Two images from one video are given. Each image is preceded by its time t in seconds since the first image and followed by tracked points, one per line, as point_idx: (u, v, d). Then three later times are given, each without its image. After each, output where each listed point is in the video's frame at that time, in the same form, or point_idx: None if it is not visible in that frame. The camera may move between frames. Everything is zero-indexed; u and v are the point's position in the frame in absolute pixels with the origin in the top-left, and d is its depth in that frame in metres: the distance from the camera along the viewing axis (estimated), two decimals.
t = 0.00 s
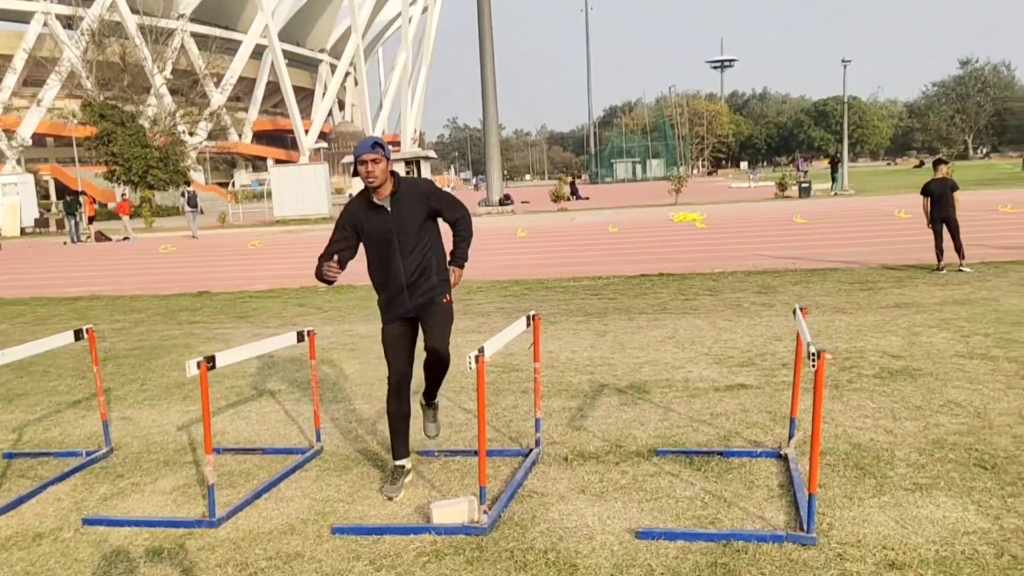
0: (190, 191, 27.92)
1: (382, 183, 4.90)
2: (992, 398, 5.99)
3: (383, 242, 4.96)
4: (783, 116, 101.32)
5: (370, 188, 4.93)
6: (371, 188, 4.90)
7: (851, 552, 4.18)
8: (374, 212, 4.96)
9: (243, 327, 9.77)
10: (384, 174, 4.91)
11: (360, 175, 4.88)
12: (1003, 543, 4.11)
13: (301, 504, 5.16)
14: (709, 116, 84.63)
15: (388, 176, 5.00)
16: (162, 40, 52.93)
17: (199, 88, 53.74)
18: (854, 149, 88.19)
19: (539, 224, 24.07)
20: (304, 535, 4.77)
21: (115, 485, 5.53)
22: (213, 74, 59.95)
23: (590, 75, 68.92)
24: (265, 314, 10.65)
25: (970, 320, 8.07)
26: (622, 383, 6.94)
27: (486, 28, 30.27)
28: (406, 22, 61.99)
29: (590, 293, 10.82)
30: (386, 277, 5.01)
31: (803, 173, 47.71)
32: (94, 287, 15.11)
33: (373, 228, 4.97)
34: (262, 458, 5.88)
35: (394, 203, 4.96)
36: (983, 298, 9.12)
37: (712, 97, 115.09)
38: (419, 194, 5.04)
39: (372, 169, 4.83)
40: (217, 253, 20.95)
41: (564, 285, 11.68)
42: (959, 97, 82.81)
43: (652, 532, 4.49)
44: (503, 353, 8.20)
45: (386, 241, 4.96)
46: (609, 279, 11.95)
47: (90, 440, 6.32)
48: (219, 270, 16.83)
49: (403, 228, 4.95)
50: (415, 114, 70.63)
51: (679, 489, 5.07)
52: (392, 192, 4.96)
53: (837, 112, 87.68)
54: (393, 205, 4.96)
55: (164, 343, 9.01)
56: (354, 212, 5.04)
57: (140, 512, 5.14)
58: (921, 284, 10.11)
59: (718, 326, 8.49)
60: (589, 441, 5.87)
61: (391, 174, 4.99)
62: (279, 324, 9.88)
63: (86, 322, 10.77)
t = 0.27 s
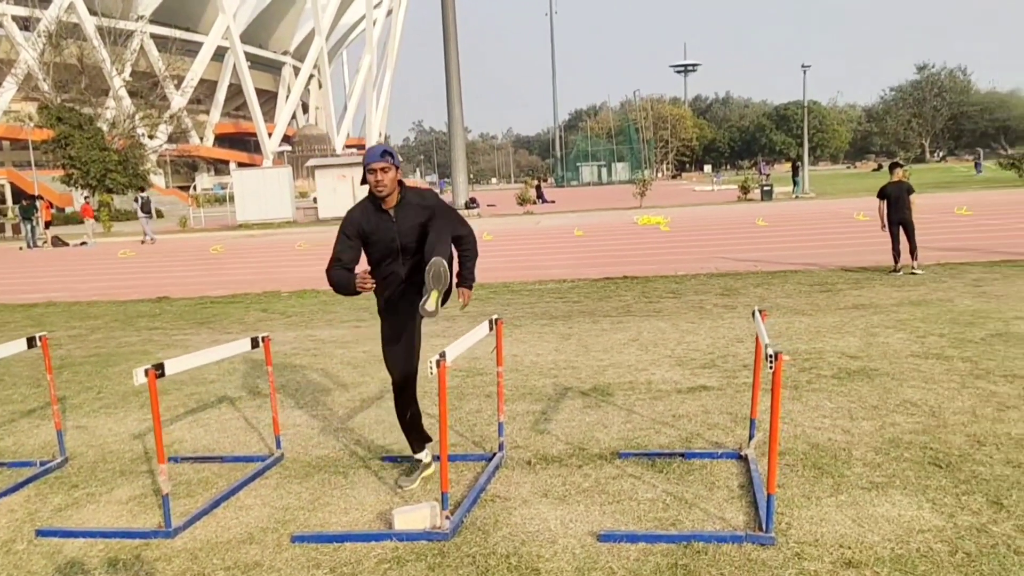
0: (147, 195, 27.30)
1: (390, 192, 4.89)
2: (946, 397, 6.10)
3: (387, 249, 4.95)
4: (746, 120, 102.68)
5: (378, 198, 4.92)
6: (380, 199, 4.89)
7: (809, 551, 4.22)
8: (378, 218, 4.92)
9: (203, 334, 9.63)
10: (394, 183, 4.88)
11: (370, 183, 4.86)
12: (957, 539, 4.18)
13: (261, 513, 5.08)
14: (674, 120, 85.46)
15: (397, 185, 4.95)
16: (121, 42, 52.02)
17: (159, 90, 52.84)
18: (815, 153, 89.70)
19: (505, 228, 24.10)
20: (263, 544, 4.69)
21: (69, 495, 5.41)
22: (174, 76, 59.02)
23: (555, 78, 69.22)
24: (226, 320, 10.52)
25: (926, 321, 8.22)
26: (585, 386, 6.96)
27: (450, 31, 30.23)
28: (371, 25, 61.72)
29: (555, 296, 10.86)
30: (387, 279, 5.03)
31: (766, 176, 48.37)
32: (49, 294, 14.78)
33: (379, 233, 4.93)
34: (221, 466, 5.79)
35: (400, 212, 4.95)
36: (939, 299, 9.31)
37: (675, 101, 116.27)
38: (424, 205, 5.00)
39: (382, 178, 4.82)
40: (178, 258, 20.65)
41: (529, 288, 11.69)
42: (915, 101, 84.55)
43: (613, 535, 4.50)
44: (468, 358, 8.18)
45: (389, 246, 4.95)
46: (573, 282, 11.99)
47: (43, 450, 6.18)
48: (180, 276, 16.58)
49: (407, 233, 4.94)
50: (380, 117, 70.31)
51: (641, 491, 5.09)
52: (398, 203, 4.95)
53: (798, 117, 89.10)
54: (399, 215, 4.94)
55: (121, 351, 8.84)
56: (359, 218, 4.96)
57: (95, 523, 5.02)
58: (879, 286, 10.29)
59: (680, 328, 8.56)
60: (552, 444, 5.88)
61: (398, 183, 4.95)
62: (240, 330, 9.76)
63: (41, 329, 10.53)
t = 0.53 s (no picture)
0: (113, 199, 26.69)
1: (397, 178, 4.75)
2: (920, 397, 6.16)
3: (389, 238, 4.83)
4: (723, 123, 103.47)
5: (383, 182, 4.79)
6: (385, 184, 4.76)
7: (785, 551, 4.25)
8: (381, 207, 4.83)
9: (178, 338, 9.54)
10: (401, 170, 4.74)
11: (376, 169, 4.75)
12: (931, 538, 4.21)
13: (235, 519, 5.02)
14: (652, 123, 85.92)
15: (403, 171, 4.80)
16: (94, 44, 51.41)
17: (134, 93, 52.23)
18: (791, 156, 90.55)
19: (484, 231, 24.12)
20: (238, 551, 4.63)
21: (40, 504, 5.33)
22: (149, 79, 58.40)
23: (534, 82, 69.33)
24: (202, 325, 10.43)
25: (899, 321, 8.32)
26: (564, 389, 6.96)
27: (429, 33, 30.16)
28: (349, 28, 61.49)
29: (534, 299, 10.87)
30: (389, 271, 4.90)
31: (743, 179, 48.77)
32: (21, 299, 14.59)
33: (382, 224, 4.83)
34: (195, 473, 5.73)
35: (405, 201, 4.80)
36: (912, 299, 9.42)
37: (654, 104, 117.02)
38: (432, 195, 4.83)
39: (391, 163, 4.69)
40: (152, 263, 20.47)
41: (507, 291, 11.69)
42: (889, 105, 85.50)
43: (590, 537, 4.50)
44: (445, 361, 8.16)
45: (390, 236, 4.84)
46: (552, 285, 12.00)
47: (13, 458, 6.07)
48: (155, 280, 16.44)
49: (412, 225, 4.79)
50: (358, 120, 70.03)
51: (618, 494, 5.09)
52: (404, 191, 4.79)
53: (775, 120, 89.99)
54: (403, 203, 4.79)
55: (95, 356, 8.73)
56: (363, 204, 4.90)
57: (67, 532, 4.95)
58: (854, 287, 10.40)
59: (658, 330, 8.59)
60: (530, 447, 5.87)
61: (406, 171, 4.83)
62: (216, 335, 9.67)
63: (12, 335, 10.38)
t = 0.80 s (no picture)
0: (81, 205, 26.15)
1: (429, 197, 4.80)
2: (893, 397, 6.22)
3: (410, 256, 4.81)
4: (700, 126, 104.06)
5: (415, 201, 4.83)
6: (416, 201, 4.80)
7: (761, 551, 4.27)
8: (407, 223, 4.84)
9: (154, 345, 9.45)
10: (434, 189, 4.79)
11: (409, 188, 4.79)
12: (904, 537, 4.25)
13: (209, 527, 4.97)
14: (629, 127, 86.29)
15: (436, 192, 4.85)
16: (67, 48, 50.74)
17: (107, 98, 51.59)
18: (768, 158, 91.31)
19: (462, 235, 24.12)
20: (213, 560, 4.57)
21: (11, 514, 5.24)
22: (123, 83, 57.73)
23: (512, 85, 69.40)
24: (177, 331, 10.33)
25: (874, 322, 8.40)
26: (542, 392, 6.96)
27: (406, 37, 30.07)
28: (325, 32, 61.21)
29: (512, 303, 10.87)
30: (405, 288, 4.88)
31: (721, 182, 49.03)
32: None
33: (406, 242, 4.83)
34: (169, 481, 5.67)
35: (433, 219, 4.83)
36: (886, 300, 9.52)
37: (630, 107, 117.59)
38: (460, 220, 4.85)
39: (423, 181, 4.75)
40: (125, 269, 20.24)
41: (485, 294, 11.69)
42: (863, 108, 86.43)
43: (568, 541, 4.49)
44: (423, 366, 8.14)
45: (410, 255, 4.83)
46: (530, 289, 12.01)
47: None
48: (129, 286, 16.26)
49: (436, 245, 4.80)
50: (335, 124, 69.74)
51: (595, 496, 5.10)
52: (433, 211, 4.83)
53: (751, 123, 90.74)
54: (432, 221, 4.82)
55: (67, 364, 8.62)
56: (394, 220, 4.90)
57: (40, 542, 4.88)
58: (829, 288, 10.50)
59: (636, 333, 8.61)
60: (508, 451, 5.86)
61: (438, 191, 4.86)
62: (191, 341, 9.58)
63: None
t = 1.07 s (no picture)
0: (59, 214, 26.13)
1: (457, 179, 4.75)
2: (874, 397, 6.26)
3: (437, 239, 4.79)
4: (683, 128, 104.44)
5: (443, 181, 4.78)
6: (444, 182, 4.74)
7: (743, 553, 4.28)
8: (435, 205, 4.81)
9: (134, 351, 9.37)
10: (461, 171, 4.75)
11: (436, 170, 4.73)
12: (884, 537, 4.27)
13: (190, 535, 4.92)
14: (613, 129, 86.53)
15: (464, 173, 4.82)
16: (46, 52, 50.18)
17: (87, 102, 51.08)
18: (750, 160, 91.79)
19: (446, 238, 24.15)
20: (193, 568, 4.52)
21: None
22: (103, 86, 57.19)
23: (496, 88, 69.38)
24: (158, 337, 10.25)
25: (855, 323, 8.45)
26: (525, 396, 6.95)
27: (388, 41, 30.02)
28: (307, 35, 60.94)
29: (497, 305, 10.87)
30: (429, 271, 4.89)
31: (704, 183, 49.21)
32: None
33: (430, 224, 4.80)
34: (149, 488, 5.61)
35: (461, 200, 4.80)
36: (868, 300, 9.59)
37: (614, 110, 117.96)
38: (486, 206, 4.82)
39: (450, 164, 4.68)
40: (105, 274, 20.06)
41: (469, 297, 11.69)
42: (844, 110, 87.00)
43: (552, 544, 4.48)
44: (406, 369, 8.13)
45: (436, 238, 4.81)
46: (515, 292, 12.01)
47: None
48: (110, 291, 16.12)
49: (461, 227, 4.78)
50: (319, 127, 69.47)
51: (579, 500, 5.09)
52: (459, 195, 4.79)
53: (733, 125, 91.32)
54: (459, 205, 4.79)
55: (46, 370, 8.53)
56: (421, 201, 4.86)
57: (18, 551, 4.81)
58: (811, 289, 10.56)
59: (620, 335, 8.63)
60: (492, 454, 5.85)
61: (466, 174, 4.83)
62: (172, 347, 9.51)
63: None
